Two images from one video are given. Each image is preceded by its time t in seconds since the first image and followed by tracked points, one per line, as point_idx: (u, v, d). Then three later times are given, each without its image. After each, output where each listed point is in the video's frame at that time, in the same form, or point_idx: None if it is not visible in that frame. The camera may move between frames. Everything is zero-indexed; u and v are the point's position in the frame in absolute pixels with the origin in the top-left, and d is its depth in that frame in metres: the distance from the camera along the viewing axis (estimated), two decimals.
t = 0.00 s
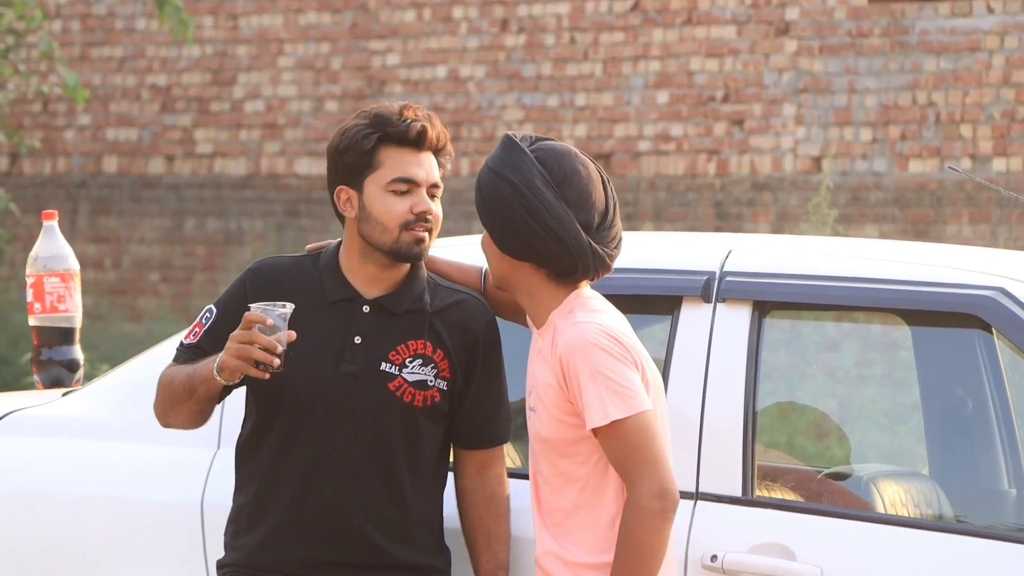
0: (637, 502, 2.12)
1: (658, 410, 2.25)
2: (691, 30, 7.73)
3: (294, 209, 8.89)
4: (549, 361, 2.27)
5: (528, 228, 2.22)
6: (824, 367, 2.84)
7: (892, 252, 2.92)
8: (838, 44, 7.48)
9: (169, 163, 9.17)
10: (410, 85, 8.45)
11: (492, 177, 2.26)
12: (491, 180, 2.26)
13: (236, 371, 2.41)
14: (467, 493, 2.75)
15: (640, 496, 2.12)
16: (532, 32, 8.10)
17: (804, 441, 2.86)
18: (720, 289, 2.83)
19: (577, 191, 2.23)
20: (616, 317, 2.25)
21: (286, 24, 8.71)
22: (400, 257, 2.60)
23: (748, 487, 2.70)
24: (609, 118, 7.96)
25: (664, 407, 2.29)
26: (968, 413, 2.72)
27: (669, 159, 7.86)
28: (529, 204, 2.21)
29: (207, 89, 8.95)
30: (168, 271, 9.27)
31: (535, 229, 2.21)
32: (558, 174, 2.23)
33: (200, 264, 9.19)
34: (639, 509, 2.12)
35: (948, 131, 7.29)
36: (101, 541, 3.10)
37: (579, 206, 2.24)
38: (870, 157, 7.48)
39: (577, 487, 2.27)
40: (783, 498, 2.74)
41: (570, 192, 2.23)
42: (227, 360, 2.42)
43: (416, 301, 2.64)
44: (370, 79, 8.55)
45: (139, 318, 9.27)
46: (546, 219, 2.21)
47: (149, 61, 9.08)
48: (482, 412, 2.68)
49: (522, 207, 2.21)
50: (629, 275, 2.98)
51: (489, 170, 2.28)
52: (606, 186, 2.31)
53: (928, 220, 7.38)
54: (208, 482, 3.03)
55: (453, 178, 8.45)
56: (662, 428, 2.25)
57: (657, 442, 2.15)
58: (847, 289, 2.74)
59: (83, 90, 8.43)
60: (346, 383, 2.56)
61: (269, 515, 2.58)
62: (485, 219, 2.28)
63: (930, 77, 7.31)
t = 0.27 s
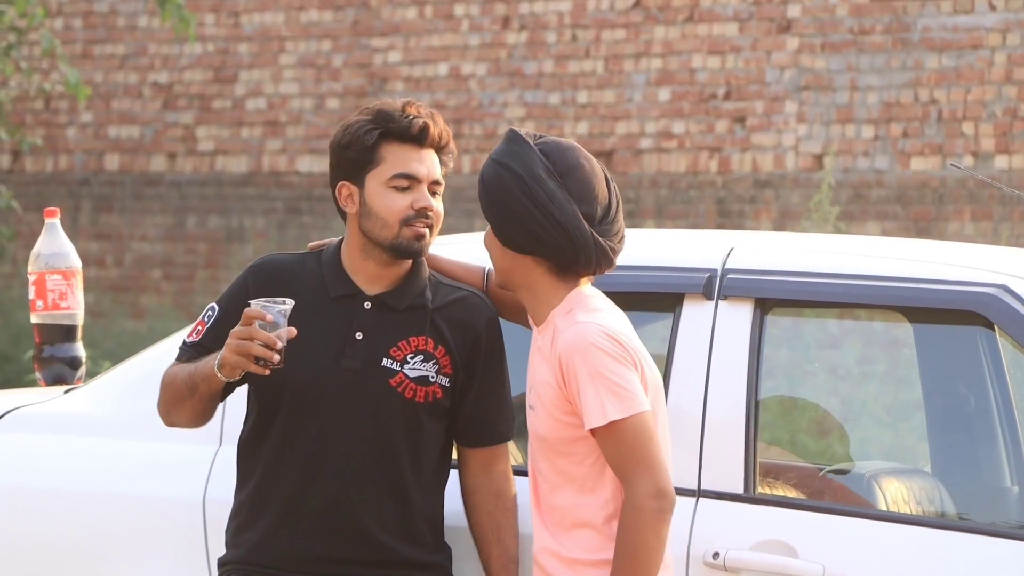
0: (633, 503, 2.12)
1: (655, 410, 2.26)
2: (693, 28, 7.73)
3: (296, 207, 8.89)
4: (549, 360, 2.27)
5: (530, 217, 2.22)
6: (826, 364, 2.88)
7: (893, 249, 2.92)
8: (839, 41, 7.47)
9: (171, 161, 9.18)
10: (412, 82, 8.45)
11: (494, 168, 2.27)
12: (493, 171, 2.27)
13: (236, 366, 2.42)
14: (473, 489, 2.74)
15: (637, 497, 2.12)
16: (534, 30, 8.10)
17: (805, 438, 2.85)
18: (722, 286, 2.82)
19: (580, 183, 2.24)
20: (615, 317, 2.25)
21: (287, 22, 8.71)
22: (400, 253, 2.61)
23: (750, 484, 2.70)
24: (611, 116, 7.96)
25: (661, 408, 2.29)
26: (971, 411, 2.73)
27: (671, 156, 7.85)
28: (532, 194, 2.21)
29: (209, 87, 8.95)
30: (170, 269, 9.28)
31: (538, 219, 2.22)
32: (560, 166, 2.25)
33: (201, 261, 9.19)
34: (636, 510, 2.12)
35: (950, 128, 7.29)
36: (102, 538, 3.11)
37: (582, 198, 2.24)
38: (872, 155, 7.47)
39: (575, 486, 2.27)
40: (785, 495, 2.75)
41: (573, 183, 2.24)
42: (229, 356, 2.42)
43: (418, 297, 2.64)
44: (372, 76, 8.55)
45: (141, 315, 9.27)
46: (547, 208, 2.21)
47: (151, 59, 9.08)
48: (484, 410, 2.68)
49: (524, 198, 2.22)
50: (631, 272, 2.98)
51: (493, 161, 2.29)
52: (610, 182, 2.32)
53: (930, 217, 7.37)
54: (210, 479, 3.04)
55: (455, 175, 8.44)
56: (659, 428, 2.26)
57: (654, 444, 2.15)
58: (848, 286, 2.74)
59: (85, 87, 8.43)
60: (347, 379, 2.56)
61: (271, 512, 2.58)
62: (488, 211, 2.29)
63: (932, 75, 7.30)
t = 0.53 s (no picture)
0: (627, 506, 2.12)
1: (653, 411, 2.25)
2: (698, 26, 7.72)
3: (301, 205, 8.89)
4: (549, 359, 2.27)
5: (559, 203, 2.22)
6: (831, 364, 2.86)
7: (896, 247, 2.91)
8: (845, 39, 7.47)
9: (176, 159, 9.18)
10: (417, 81, 8.45)
11: (529, 150, 2.27)
12: (528, 152, 2.27)
13: (234, 364, 2.43)
14: (479, 486, 2.74)
15: (631, 500, 2.12)
16: (539, 28, 8.09)
17: (811, 437, 2.85)
18: (727, 285, 2.82)
19: (611, 182, 2.29)
20: (616, 317, 2.25)
21: (292, 20, 8.72)
22: (399, 253, 2.61)
23: (752, 482, 2.70)
24: (616, 114, 7.95)
25: (660, 407, 2.29)
26: (975, 409, 2.72)
27: (676, 154, 7.85)
28: (566, 179, 2.22)
29: (214, 85, 8.96)
30: (175, 267, 9.28)
31: (567, 206, 2.22)
32: (592, 162, 2.28)
33: (207, 260, 9.20)
34: (629, 513, 2.12)
35: (955, 126, 7.28)
36: (106, 536, 3.11)
37: (610, 197, 2.29)
38: (877, 153, 7.46)
39: (570, 486, 2.27)
40: (789, 493, 2.74)
41: (604, 180, 2.28)
42: (227, 354, 2.43)
43: (419, 294, 2.65)
44: (377, 75, 8.55)
45: (146, 314, 9.28)
46: (579, 195, 2.22)
47: (156, 57, 9.09)
48: (486, 406, 2.68)
49: (558, 181, 2.22)
50: (635, 270, 2.98)
51: (528, 144, 2.29)
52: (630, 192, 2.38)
53: (935, 216, 7.36)
54: (214, 477, 3.04)
55: (459, 174, 8.44)
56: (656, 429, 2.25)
57: (650, 448, 2.15)
58: (850, 284, 2.74)
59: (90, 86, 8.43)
60: (348, 375, 2.56)
61: (271, 511, 2.59)
62: (514, 192, 2.28)
63: (937, 73, 7.29)
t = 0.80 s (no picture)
0: (630, 506, 2.13)
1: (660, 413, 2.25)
2: (701, 25, 7.72)
3: (304, 204, 8.90)
4: (557, 357, 2.27)
5: (565, 200, 2.23)
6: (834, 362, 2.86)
7: (897, 245, 2.92)
8: (848, 38, 7.47)
9: (179, 159, 9.19)
10: (420, 80, 8.45)
11: (537, 148, 2.28)
12: (535, 150, 2.27)
13: (230, 362, 2.43)
14: (479, 486, 2.74)
15: (635, 500, 2.12)
16: (542, 27, 8.10)
17: (814, 435, 2.85)
18: (729, 283, 2.83)
19: (618, 181, 2.29)
20: (624, 317, 2.25)
21: (295, 20, 8.72)
22: (397, 252, 2.62)
23: (755, 481, 2.70)
24: (619, 113, 7.95)
25: (667, 409, 2.29)
26: (979, 407, 2.72)
27: (679, 153, 7.84)
28: (572, 176, 2.23)
29: (217, 85, 8.97)
30: (178, 267, 9.29)
31: (572, 203, 2.23)
32: (599, 160, 2.28)
33: (210, 259, 9.21)
34: (632, 513, 2.12)
35: (959, 125, 7.27)
36: (110, 536, 3.12)
37: (617, 195, 2.29)
38: (880, 151, 7.46)
39: (574, 484, 2.27)
40: (793, 492, 2.74)
41: (611, 179, 2.28)
42: (224, 353, 2.44)
43: (418, 291, 2.66)
44: (380, 74, 8.56)
45: (150, 313, 9.28)
46: (585, 193, 2.23)
47: (159, 57, 9.10)
48: (487, 405, 2.68)
49: (565, 179, 2.23)
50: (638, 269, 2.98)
51: (536, 142, 2.29)
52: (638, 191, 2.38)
53: (938, 214, 7.36)
54: (217, 477, 3.04)
55: (462, 173, 8.44)
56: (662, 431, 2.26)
57: (656, 448, 2.15)
58: (850, 282, 2.75)
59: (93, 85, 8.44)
60: (348, 373, 2.57)
61: (273, 509, 2.60)
62: (520, 189, 2.29)
63: (941, 71, 7.29)
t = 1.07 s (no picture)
0: (633, 509, 2.12)
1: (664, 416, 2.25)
2: (701, 23, 7.72)
3: (304, 203, 8.90)
4: (562, 357, 2.26)
5: (572, 198, 2.23)
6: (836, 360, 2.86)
7: (897, 243, 2.92)
8: (848, 36, 7.46)
9: (180, 158, 9.19)
10: (420, 79, 8.45)
11: (543, 145, 2.27)
12: (542, 147, 2.27)
13: (232, 361, 2.43)
14: (479, 483, 2.75)
15: (638, 504, 2.12)
16: (542, 25, 8.09)
17: (816, 434, 2.85)
18: (730, 282, 2.83)
19: (623, 179, 2.29)
20: (630, 319, 2.25)
21: (296, 19, 8.72)
22: (397, 251, 2.62)
23: (756, 479, 2.70)
24: (620, 111, 7.94)
25: (670, 412, 2.29)
26: (980, 405, 2.70)
27: (679, 151, 7.84)
28: (579, 174, 2.23)
29: (218, 84, 8.96)
30: (179, 266, 9.29)
31: (580, 201, 2.22)
32: (605, 159, 2.29)
33: (210, 258, 9.21)
34: (635, 517, 2.12)
35: (959, 123, 7.28)
36: (111, 536, 3.12)
37: (622, 193, 2.29)
38: (881, 149, 7.46)
39: (576, 485, 2.27)
40: (794, 491, 2.73)
41: (617, 176, 2.28)
42: (225, 352, 2.44)
43: (418, 290, 2.66)
44: (380, 73, 8.55)
45: (150, 312, 9.28)
46: (591, 191, 2.23)
47: (159, 56, 9.10)
48: (488, 404, 2.67)
49: (571, 176, 2.23)
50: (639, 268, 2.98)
51: (542, 139, 2.29)
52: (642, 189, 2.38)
53: (939, 212, 7.36)
54: (218, 476, 3.04)
55: (463, 171, 8.43)
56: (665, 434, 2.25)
57: (660, 453, 2.15)
58: (850, 281, 2.75)
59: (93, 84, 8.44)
60: (348, 372, 2.57)
61: (274, 509, 2.59)
62: (525, 186, 2.28)
63: (941, 69, 7.29)
